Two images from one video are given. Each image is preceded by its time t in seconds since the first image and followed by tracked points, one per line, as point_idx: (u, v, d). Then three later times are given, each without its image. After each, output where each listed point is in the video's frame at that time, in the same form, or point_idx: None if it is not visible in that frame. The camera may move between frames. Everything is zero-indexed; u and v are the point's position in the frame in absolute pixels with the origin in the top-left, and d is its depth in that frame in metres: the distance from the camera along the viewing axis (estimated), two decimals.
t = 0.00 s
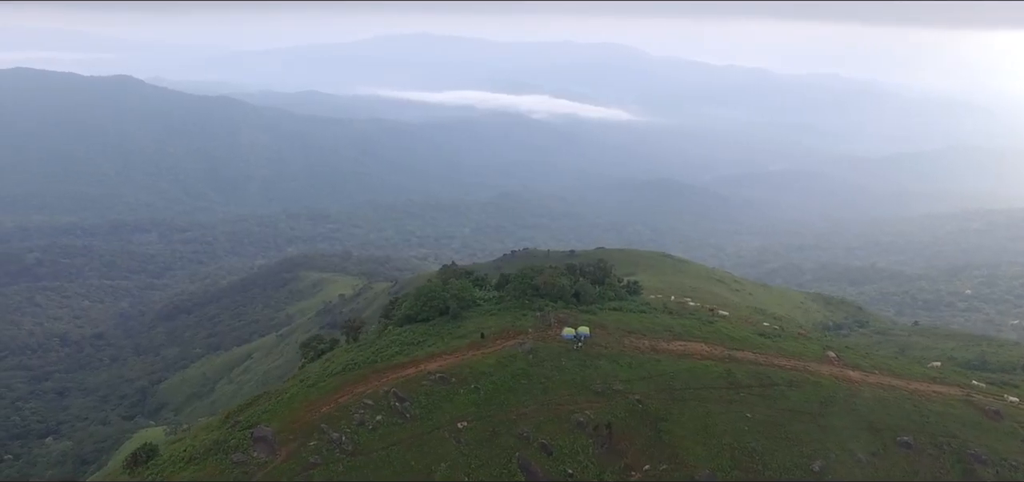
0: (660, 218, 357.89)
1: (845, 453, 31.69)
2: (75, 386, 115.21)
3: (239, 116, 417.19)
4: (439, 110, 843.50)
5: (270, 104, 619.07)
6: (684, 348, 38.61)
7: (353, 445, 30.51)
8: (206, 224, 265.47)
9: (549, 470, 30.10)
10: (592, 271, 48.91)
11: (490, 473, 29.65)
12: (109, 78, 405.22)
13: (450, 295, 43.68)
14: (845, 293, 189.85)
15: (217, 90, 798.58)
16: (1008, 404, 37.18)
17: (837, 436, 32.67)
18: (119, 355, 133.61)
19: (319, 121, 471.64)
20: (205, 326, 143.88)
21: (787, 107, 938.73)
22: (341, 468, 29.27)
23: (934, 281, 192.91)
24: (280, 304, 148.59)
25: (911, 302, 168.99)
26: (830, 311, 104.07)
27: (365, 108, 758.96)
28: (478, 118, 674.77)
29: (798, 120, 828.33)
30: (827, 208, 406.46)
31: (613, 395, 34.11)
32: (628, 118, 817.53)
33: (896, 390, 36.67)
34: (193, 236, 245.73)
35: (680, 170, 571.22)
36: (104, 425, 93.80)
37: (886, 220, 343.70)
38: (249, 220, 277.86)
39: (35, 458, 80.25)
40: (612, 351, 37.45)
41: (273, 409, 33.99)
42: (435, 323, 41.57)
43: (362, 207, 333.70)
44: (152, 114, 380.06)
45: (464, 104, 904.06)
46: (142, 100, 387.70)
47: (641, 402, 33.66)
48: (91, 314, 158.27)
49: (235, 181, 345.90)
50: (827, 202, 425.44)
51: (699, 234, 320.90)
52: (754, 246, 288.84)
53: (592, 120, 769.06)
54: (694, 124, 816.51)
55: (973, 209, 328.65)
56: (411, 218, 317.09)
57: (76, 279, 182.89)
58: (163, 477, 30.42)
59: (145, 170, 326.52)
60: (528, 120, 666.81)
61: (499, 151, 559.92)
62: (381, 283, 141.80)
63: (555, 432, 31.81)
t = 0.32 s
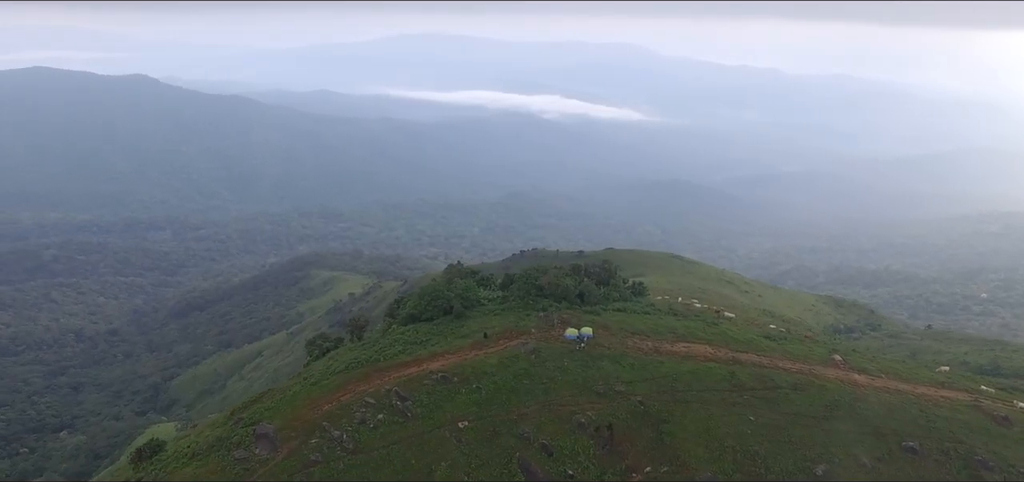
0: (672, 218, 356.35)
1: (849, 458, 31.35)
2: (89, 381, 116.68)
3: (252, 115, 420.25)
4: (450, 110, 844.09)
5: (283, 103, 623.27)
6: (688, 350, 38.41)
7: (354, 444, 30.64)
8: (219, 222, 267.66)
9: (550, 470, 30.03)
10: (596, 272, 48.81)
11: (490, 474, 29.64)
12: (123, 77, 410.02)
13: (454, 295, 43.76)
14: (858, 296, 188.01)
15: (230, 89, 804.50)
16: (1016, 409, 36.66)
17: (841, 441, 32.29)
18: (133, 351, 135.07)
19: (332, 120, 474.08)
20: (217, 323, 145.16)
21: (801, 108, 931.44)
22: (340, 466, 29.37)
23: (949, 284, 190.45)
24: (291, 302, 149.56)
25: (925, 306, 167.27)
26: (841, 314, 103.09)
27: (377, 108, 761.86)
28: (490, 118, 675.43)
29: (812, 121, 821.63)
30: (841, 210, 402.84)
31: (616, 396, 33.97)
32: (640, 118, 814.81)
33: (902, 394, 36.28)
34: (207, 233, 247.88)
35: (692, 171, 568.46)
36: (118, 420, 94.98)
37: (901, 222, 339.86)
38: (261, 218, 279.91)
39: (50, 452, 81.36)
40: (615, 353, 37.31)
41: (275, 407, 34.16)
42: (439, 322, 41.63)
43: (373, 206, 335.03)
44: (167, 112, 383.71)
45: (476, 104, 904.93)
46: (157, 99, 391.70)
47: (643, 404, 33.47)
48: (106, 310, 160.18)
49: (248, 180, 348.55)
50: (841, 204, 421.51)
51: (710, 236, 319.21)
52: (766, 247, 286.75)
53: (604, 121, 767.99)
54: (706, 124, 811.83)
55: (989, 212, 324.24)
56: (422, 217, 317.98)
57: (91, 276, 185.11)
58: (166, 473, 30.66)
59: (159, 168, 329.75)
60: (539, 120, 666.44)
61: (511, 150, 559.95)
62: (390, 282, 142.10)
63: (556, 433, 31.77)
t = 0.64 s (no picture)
0: (682, 219, 354.86)
1: (851, 461, 31.06)
2: (101, 377, 117.91)
3: (264, 114, 422.69)
4: (460, 109, 844.66)
5: (294, 102, 627.15)
6: (690, 351, 38.17)
7: (355, 442, 30.76)
8: (230, 220, 269.50)
9: (548, 471, 30.02)
10: (600, 272, 48.77)
11: (489, 473, 29.65)
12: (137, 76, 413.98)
13: (457, 294, 43.81)
14: (869, 298, 186.34)
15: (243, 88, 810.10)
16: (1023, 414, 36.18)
17: (844, 444, 31.99)
18: (145, 348, 136.30)
19: (343, 119, 476.12)
20: (227, 321, 146.31)
21: (814, 108, 923.95)
22: (340, 464, 29.55)
23: (961, 287, 188.29)
24: (301, 300, 150.42)
25: (938, 309, 165.56)
26: (851, 316, 102.27)
27: (388, 107, 764.36)
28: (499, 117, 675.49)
29: (825, 121, 815.24)
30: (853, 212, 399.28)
31: (617, 397, 33.85)
32: (651, 118, 811.83)
33: (908, 398, 35.89)
34: (218, 232, 249.75)
35: (703, 172, 565.14)
36: (129, 416, 96.06)
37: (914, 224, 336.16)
38: (272, 217, 281.56)
39: (63, 446, 82.40)
40: (616, 353, 37.15)
41: (277, 404, 34.37)
42: (441, 322, 41.71)
43: (383, 206, 336.20)
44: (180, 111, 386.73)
45: (486, 103, 905.24)
46: (170, 98, 395.22)
47: (644, 405, 33.36)
48: (119, 307, 161.97)
49: (260, 178, 350.64)
50: (854, 205, 417.52)
51: (721, 236, 317.60)
52: (777, 249, 284.56)
53: (614, 121, 766.24)
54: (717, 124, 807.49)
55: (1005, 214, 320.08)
56: (431, 217, 318.68)
57: (104, 273, 187.10)
58: (167, 469, 30.93)
59: (172, 166, 332.48)
60: (549, 120, 665.85)
61: (521, 151, 559.86)
62: (399, 281, 142.44)
63: (556, 433, 31.67)
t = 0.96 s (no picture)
0: (693, 220, 352.93)
1: (856, 467, 30.72)
2: (114, 373, 119.15)
3: (276, 114, 425.21)
4: (470, 109, 845.51)
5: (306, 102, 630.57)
6: (693, 353, 38.00)
7: (355, 441, 30.85)
8: (242, 219, 271.33)
9: (549, 472, 29.94)
10: (604, 273, 48.68)
11: (489, 473, 29.65)
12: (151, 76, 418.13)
13: (460, 294, 43.80)
14: (881, 301, 184.57)
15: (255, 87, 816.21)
16: None
17: (847, 449, 31.63)
18: (157, 344, 137.49)
19: (354, 119, 477.78)
20: (238, 318, 147.27)
21: (826, 109, 917.32)
22: (340, 462, 29.64)
23: (975, 290, 186.13)
24: (310, 298, 151.11)
25: (952, 312, 163.63)
26: (862, 319, 101.22)
27: (399, 107, 766.69)
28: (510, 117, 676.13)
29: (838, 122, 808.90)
30: (867, 213, 395.67)
31: (618, 398, 33.75)
32: (662, 118, 808.53)
33: (913, 402, 35.53)
34: (230, 230, 251.57)
35: (714, 173, 562.12)
36: (141, 412, 97.03)
37: (929, 227, 332.40)
38: (284, 215, 283.30)
39: (76, 441, 83.31)
40: (619, 354, 37.01)
41: (279, 402, 34.56)
42: (445, 321, 41.76)
43: (393, 205, 337.16)
44: (193, 110, 389.72)
45: (496, 103, 906.15)
46: (183, 97, 398.58)
47: (646, 407, 33.19)
48: (132, 304, 163.59)
49: (272, 177, 352.78)
50: (867, 207, 413.67)
51: (732, 238, 315.91)
52: (789, 250, 282.27)
53: (625, 122, 764.11)
54: (729, 125, 803.74)
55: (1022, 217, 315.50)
56: (441, 216, 319.31)
57: (118, 270, 189.07)
58: (171, 465, 31.21)
59: (185, 165, 335.27)
60: (560, 120, 665.33)
61: (531, 151, 559.49)
62: (408, 280, 142.77)
63: (556, 434, 31.64)
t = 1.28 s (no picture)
0: (704, 221, 350.82)
1: (859, 471, 30.39)
2: (128, 369, 120.50)
3: (289, 114, 427.69)
4: (481, 110, 846.03)
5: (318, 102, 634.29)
6: (697, 355, 37.80)
7: (357, 438, 30.96)
8: (255, 217, 273.32)
9: (549, 472, 29.93)
10: (609, 274, 48.66)
11: (490, 472, 29.66)
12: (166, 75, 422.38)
13: (465, 293, 43.90)
14: (895, 304, 182.65)
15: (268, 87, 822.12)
16: None
17: (852, 453, 31.29)
18: (170, 341, 138.84)
19: (365, 119, 479.84)
20: (250, 316, 148.39)
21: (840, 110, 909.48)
22: (341, 460, 29.79)
23: (991, 293, 183.62)
24: (321, 297, 151.94)
25: (967, 315, 161.67)
26: (875, 322, 100.19)
27: (411, 107, 768.63)
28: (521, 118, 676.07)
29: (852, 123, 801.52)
30: (881, 215, 391.56)
31: (621, 400, 33.61)
32: (674, 119, 805.26)
33: (920, 406, 35.10)
34: (243, 228, 253.53)
35: (726, 173, 558.81)
36: (153, 408, 98.09)
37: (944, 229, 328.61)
38: (296, 214, 285.07)
39: (90, 436, 84.31)
40: (622, 355, 36.84)
41: (282, 400, 34.82)
42: (449, 320, 41.84)
43: (404, 204, 338.26)
44: (206, 109, 392.88)
45: (508, 102, 906.11)
46: (197, 96, 401.98)
47: (648, 408, 33.03)
48: (146, 301, 165.30)
49: (284, 176, 355.23)
50: (882, 209, 409.53)
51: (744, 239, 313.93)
52: (802, 252, 279.96)
53: (636, 122, 761.45)
54: (741, 127, 799.54)
55: None
56: (452, 216, 319.91)
57: (132, 267, 191.22)
58: (174, 460, 31.49)
59: (199, 163, 338.28)
60: (571, 121, 664.79)
61: (542, 151, 559.10)
62: (418, 279, 143.27)
63: (557, 434, 31.56)
